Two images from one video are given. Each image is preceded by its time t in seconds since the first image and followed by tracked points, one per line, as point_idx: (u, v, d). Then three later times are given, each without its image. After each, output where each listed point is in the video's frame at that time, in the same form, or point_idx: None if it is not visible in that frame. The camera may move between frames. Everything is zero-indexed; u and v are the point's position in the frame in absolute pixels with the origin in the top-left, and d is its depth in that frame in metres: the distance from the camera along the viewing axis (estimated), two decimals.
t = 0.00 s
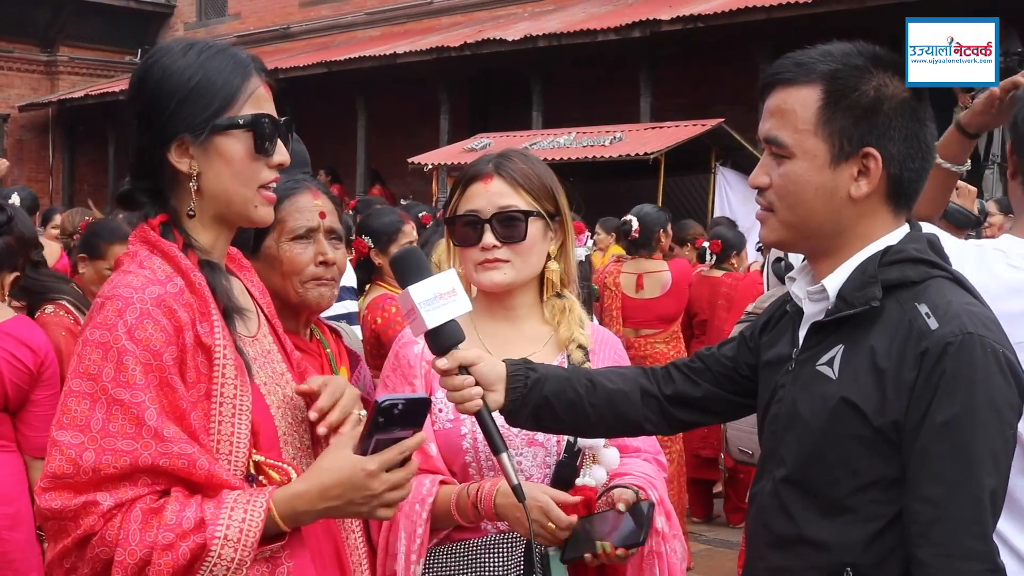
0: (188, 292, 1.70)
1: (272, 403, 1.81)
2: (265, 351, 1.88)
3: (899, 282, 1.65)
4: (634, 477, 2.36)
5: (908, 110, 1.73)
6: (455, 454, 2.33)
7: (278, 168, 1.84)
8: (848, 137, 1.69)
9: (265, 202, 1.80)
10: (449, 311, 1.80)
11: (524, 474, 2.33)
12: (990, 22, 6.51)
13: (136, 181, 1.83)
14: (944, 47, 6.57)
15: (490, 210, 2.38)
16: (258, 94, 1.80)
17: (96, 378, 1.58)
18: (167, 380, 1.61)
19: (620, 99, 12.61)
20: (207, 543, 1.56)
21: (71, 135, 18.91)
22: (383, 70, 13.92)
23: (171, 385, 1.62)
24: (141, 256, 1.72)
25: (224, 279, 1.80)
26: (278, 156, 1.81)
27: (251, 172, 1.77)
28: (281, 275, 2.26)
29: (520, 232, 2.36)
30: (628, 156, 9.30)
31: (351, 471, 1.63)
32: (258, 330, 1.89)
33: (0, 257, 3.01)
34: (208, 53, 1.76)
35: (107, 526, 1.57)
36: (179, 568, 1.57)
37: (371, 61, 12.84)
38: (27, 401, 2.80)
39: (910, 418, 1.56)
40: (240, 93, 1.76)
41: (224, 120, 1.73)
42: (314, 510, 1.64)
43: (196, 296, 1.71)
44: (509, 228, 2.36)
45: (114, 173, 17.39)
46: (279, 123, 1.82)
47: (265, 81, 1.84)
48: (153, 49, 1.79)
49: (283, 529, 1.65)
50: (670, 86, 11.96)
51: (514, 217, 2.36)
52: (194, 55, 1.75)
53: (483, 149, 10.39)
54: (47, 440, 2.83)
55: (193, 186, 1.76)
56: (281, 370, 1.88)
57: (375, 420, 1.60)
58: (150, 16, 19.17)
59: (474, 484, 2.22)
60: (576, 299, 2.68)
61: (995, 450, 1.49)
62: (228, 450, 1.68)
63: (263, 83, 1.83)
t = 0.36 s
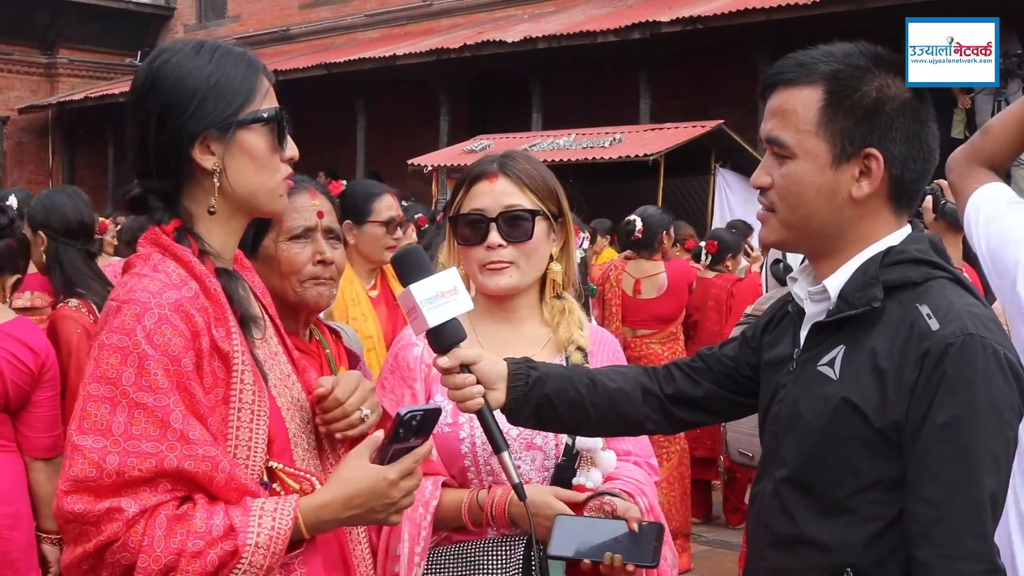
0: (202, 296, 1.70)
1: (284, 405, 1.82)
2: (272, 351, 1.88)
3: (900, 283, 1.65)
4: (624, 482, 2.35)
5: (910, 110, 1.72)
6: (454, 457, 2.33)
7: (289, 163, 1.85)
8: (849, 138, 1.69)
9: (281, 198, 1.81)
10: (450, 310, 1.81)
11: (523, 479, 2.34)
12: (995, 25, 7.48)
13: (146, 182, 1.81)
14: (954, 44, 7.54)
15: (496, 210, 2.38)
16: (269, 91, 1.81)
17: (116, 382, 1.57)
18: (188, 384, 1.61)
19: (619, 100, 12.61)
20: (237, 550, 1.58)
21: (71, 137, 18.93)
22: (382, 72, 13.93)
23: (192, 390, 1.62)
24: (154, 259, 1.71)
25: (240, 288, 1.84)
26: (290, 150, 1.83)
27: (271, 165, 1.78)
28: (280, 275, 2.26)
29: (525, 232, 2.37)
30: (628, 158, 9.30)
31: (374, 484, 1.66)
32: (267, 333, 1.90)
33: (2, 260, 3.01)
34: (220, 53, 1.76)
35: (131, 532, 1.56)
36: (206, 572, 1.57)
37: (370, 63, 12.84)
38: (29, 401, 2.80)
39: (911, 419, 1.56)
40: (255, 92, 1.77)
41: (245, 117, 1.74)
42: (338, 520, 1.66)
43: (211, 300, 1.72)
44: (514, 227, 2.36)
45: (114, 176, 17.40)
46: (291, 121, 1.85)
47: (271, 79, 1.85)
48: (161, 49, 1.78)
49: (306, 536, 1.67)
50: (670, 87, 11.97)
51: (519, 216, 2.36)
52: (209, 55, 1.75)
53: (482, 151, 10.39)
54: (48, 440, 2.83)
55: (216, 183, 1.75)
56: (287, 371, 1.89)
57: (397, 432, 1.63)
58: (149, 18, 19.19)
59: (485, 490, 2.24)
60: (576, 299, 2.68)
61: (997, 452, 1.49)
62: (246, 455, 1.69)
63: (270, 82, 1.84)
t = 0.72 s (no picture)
0: (219, 291, 1.70)
1: (292, 397, 1.86)
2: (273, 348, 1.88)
3: (899, 279, 1.65)
4: (614, 480, 2.35)
5: (909, 106, 1.72)
6: (454, 454, 2.33)
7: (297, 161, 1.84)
8: (848, 134, 1.69)
9: (287, 194, 1.81)
10: (449, 306, 1.82)
11: (523, 475, 2.33)
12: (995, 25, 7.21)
13: (151, 182, 1.82)
14: (953, 45, 7.32)
15: (496, 206, 2.37)
16: (275, 90, 1.80)
17: (144, 374, 1.56)
18: (215, 375, 1.62)
19: (616, 97, 12.60)
20: (274, 539, 1.59)
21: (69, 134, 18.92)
22: (379, 68, 13.91)
23: (219, 381, 1.63)
24: (166, 255, 1.71)
25: (257, 280, 1.86)
26: (298, 148, 1.82)
27: (277, 166, 1.78)
28: (270, 272, 2.25)
29: (527, 228, 2.36)
30: (626, 154, 9.30)
31: (393, 477, 1.74)
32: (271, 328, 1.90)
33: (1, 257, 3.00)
34: (226, 54, 1.75)
35: (166, 526, 1.55)
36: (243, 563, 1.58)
37: (368, 59, 12.83)
38: (27, 398, 2.80)
39: (908, 416, 1.56)
40: (261, 91, 1.77)
41: (252, 117, 1.73)
42: (360, 510, 1.72)
43: (227, 296, 1.71)
44: (516, 224, 2.36)
45: (111, 173, 17.36)
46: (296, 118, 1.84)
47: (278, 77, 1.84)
48: (166, 51, 1.77)
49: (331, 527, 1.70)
50: (667, 84, 11.96)
51: (520, 213, 2.35)
52: (214, 56, 1.74)
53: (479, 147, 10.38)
54: (47, 438, 2.84)
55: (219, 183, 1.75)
56: (287, 367, 1.90)
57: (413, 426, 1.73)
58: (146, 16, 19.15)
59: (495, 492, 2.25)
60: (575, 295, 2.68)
61: (994, 450, 1.49)
62: (267, 447, 1.71)
63: (277, 81, 1.82)
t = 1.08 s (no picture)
0: (218, 281, 1.69)
1: (294, 386, 1.87)
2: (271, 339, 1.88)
3: (897, 267, 1.65)
4: (618, 473, 2.34)
5: (906, 93, 1.72)
6: (457, 444, 2.33)
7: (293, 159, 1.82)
8: (845, 121, 1.68)
9: (280, 193, 1.79)
10: (446, 294, 1.81)
11: (525, 464, 2.33)
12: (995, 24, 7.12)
13: (147, 168, 1.81)
14: (953, 44, 7.26)
15: (500, 193, 2.37)
16: (274, 87, 1.79)
17: (146, 363, 1.55)
18: (217, 363, 1.62)
19: (617, 87, 12.57)
20: (288, 526, 1.59)
21: (68, 125, 18.89)
22: (379, 59, 13.86)
23: (221, 369, 1.63)
24: (163, 246, 1.71)
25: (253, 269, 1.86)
26: (293, 147, 1.80)
27: (267, 165, 1.76)
28: (263, 261, 2.39)
29: (530, 216, 2.35)
30: (626, 145, 9.28)
31: (390, 468, 1.77)
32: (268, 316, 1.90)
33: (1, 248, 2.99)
34: (227, 45, 1.74)
35: (179, 514, 1.54)
36: (256, 550, 1.57)
37: (367, 50, 12.79)
38: (28, 388, 2.80)
39: (905, 404, 1.55)
40: (258, 87, 1.76)
41: (244, 114, 1.72)
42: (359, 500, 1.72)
43: (226, 285, 1.71)
44: (521, 213, 2.35)
45: (110, 164, 17.35)
46: (296, 117, 1.82)
47: (280, 75, 1.84)
48: (170, 38, 1.77)
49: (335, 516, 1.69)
50: (668, 73, 11.92)
51: (525, 201, 2.35)
52: (214, 47, 1.73)
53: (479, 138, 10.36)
54: (49, 428, 2.84)
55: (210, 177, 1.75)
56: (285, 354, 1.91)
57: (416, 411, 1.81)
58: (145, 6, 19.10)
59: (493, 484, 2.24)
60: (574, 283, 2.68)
61: (991, 438, 1.48)
62: (269, 436, 1.71)
63: (279, 78, 1.82)
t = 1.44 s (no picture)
0: (212, 270, 1.69)
1: (289, 377, 1.88)
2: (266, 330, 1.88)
3: (891, 255, 1.64)
4: (620, 460, 2.34)
5: (900, 80, 1.71)
6: (450, 432, 2.33)
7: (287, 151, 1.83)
8: (839, 108, 1.68)
9: (271, 182, 1.79)
10: (441, 284, 1.81)
11: (519, 450, 2.34)
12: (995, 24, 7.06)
13: (141, 156, 1.80)
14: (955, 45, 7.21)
15: (493, 185, 2.36)
16: (271, 76, 1.79)
17: (146, 352, 1.54)
18: (216, 352, 1.62)
19: (613, 77, 12.54)
20: (300, 512, 1.63)
21: (64, 118, 18.83)
22: (375, 50, 13.83)
23: (220, 358, 1.63)
24: (156, 237, 1.70)
25: (248, 260, 1.85)
26: (287, 139, 1.81)
27: (264, 154, 1.76)
28: (258, 251, 2.41)
29: (523, 208, 2.36)
30: (623, 135, 9.27)
31: (379, 451, 1.82)
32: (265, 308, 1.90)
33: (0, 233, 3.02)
34: (225, 34, 1.73)
35: (194, 502, 1.54)
36: (268, 536, 1.60)
37: (363, 41, 12.75)
38: (28, 378, 2.79)
39: (900, 392, 1.55)
40: (257, 76, 1.75)
41: (244, 102, 1.72)
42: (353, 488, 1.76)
43: (220, 275, 1.70)
44: (513, 205, 2.35)
45: (107, 156, 17.31)
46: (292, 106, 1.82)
47: (276, 63, 1.83)
48: (165, 26, 1.75)
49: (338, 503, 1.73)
50: (665, 63, 11.90)
51: (517, 194, 2.35)
52: (213, 35, 1.72)
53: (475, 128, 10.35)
54: (49, 416, 2.84)
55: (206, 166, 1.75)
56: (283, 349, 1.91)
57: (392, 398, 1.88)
58: None
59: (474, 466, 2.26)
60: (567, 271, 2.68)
61: (986, 425, 1.48)
62: (269, 425, 1.72)
63: (275, 66, 1.81)
